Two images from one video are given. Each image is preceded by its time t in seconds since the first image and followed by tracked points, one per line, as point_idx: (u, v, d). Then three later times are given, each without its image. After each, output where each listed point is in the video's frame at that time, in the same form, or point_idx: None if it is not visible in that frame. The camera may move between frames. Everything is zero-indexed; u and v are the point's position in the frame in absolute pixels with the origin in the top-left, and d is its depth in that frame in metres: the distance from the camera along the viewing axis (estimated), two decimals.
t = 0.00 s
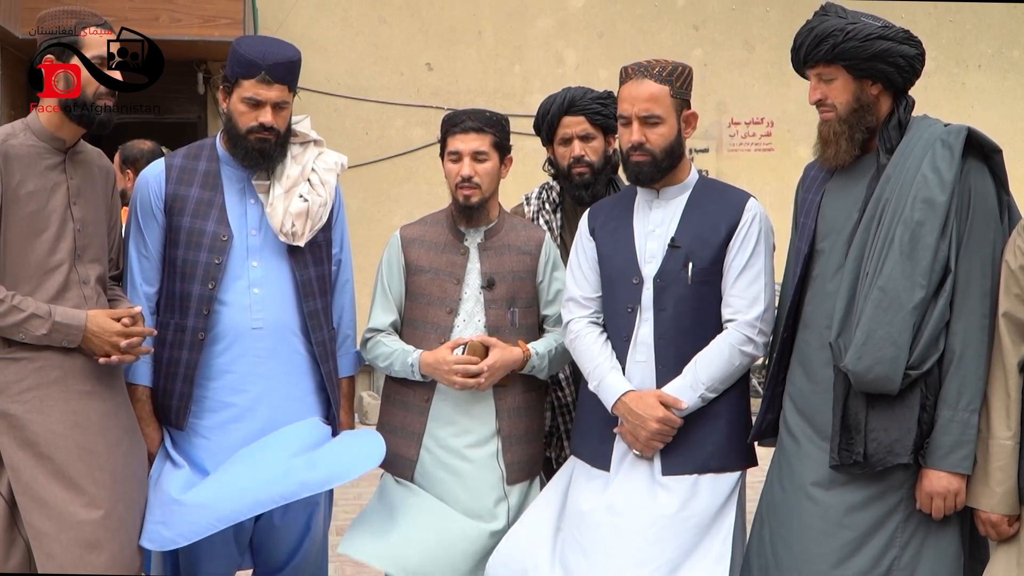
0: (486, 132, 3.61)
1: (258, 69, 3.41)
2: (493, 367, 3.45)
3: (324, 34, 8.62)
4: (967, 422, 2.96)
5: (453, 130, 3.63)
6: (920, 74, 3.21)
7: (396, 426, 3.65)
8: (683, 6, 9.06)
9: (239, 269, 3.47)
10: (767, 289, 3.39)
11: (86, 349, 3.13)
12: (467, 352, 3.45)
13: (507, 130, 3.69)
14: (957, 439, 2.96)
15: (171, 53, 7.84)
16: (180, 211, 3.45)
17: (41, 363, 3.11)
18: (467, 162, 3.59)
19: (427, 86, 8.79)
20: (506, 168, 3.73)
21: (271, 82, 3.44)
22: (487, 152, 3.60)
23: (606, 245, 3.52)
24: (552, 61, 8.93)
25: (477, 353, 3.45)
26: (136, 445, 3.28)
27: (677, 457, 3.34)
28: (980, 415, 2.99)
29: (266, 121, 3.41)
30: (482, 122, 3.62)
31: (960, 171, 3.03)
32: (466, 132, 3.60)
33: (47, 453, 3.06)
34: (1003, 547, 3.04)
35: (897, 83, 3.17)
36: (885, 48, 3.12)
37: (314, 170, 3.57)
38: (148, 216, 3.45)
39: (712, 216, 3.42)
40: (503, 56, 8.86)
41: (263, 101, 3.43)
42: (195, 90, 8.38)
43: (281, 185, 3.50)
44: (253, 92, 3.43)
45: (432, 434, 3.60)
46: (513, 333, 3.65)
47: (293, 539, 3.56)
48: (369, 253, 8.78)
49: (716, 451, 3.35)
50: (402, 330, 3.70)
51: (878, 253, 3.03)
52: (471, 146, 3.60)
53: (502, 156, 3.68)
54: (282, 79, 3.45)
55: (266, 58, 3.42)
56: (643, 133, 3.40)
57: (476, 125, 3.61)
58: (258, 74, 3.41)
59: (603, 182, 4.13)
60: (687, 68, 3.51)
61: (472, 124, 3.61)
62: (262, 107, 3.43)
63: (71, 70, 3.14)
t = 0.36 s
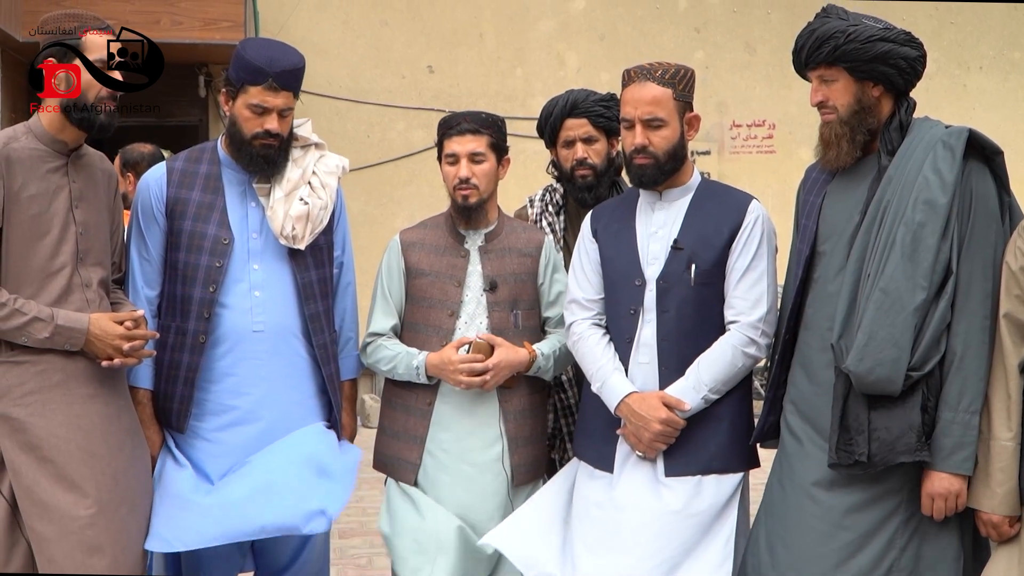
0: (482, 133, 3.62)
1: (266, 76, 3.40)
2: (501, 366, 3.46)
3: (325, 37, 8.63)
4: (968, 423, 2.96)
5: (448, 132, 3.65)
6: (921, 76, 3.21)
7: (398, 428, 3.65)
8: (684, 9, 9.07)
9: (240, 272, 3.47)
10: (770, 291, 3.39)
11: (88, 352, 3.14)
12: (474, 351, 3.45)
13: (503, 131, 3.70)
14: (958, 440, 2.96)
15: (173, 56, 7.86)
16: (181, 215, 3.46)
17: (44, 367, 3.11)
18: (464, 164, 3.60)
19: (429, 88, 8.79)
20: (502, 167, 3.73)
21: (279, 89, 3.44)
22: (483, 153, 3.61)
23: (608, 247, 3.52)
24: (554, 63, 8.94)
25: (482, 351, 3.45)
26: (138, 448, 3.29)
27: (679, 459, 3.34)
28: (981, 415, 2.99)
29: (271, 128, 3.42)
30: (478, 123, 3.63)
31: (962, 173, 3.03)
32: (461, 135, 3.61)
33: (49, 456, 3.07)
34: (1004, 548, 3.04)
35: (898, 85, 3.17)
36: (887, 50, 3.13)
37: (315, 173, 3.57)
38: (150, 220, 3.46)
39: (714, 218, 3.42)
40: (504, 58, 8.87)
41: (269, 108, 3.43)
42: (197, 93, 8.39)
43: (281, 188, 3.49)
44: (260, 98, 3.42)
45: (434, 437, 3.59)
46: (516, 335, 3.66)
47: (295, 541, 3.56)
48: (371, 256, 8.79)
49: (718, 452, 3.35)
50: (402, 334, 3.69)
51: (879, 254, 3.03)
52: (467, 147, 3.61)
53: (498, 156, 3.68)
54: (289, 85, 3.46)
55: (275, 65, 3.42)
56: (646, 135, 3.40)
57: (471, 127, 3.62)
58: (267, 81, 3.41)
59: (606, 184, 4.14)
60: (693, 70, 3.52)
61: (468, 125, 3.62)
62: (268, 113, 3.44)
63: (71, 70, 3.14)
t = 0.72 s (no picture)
0: (479, 134, 3.62)
1: (282, 87, 3.39)
2: (499, 365, 3.46)
3: (327, 38, 8.64)
4: (970, 423, 2.97)
5: (445, 134, 3.65)
6: (922, 75, 3.22)
7: (399, 429, 3.66)
8: (685, 9, 9.07)
9: (245, 274, 3.48)
10: (772, 291, 3.40)
11: (92, 354, 3.15)
12: (471, 352, 3.46)
13: (499, 132, 3.70)
14: (960, 439, 2.96)
15: (175, 58, 7.87)
16: (187, 216, 3.46)
17: (48, 368, 3.12)
18: (461, 165, 3.60)
19: (430, 89, 8.80)
20: (501, 169, 3.75)
21: (293, 100, 3.44)
22: (480, 154, 3.61)
23: (610, 247, 3.53)
24: (554, 64, 8.94)
25: (481, 351, 3.46)
26: (142, 449, 3.30)
27: (682, 458, 3.35)
28: (982, 415, 3.00)
29: (284, 137, 3.43)
30: (475, 124, 3.64)
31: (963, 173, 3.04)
32: (458, 136, 3.61)
33: (53, 457, 3.08)
34: (1006, 548, 3.04)
35: (900, 85, 3.18)
36: (889, 50, 3.13)
37: (321, 175, 3.58)
38: (154, 220, 3.46)
39: (716, 218, 3.43)
40: (506, 59, 8.88)
41: (282, 117, 3.44)
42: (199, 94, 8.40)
43: (288, 191, 3.51)
44: (273, 108, 3.43)
45: (435, 437, 3.60)
46: (516, 336, 3.66)
47: (296, 541, 3.57)
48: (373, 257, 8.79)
49: (720, 452, 3.36)
50: (403, 336, 3.71)
51: (880, 255, 3.04)
52: (464, 149, 3.61)
53: (496, 157, 3.69)
54: (303, 95, 3.46)
55: (291, 76, 3.40)
56: (649, 135, 3.41)
57: (469, 128, 3.63)
58: (282, 92, 3.40)
59: (609, 184, 4.14)
60: (695, 71, 3.53)
61: (465, 126, 3.62)
62: (281, 122, 3.44)
63: (71, 70, 3.15)
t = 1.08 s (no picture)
0: (477, 133, 3.62)
1: (293, 95, 3.36)
2: (496, 366, 3.47)
3: (327, 38, 8.65)
4: (971, 421, 2.97)
5: (443, 133, 3.64)
6: (923, 74, 3.21)
7: (399, 429, 3.66)
8: (686, 8, 9.07)
9: (252, 273, 3.48)
10: (773, 289, 3.40)
11: (94, 354, 3.16)
12: (468, 353, 3.46)
13: (498, 131, 3.70)
14: (960, 437, 2.96)
15: (176, 58, 7.87)
16: (195, 214, 3.47)
17: (50, 367, 3.12)
18: (459, 163, 3.61)
19: (431, 89, 8.81)
20: (497, 168, 3.73)
21: (304, 107, 3.41)
22: (478, 152, 3.61)
23: (611, 246, 3.53)
24: (555, 63, 8.94)
25: (478, 352, 3.47)
26: (143, 449, 3.30)
27: (684, 457, 3.35)
28: (983, 413, 3.00)
29: (292, 143, 3.42)
30: (473, 123, 3.63)
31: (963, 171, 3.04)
32: (456, 134, 3.61)
33: (54, 457, 3.08)
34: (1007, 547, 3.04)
35: (901, 83, 3.18)
36: (889, 48, 3.13)
37: (330, 176, 3.58)
38: (162, 217, 3.47)
39: (718, 217, 3.42)
40: (507, 58, 8.88)
41: (292, 124, 3.42)
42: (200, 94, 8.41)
43: (296, 192, 3.51)
44: (283, 114, 3.41)
45: (436, 437, 3.60)
46: (515, 335, 3.66)
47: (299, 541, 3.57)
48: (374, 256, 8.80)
49: (721, 451, 3.36)
50: (403, 337, 3.71)
51: (881, 252, 3.04)
52: (462, 147, 3.61)
53: (494, 156, 3.69)
54: (315, 103, 3.43)
55: (302, 84, 3.37)
56: (649, 134, 3.41)
57: (466, 127, 3.62)
58: (293, 100, 3.38)
59: (610, 182, 4.14)
60: (695, 70, 3.53)
61: (462, 125, 3.62)
62: (290, 128, 3.42)
63: (71, 70, 3.15)
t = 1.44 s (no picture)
0: (475, 131, 3.61)
1: (298, 96, 3.35)
2: (496, 364, 3.46)
3: (327, 35, 8.64)
4: (972, 418, 2.97)
5: (441, 131, 3.63)
6: (923, 70, 3.21)
7: (398, 426, 3.65)
8: (686, 4, 9.05)
9: (259, 270, 3.47)
10: (772, 286, 3.40)
11: (95, 351, 3.15)
12: (468, 352, 3.46)
13: (496, 129, 3.69)
14: (962, 435, 2.96)
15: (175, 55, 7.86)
16: (203, 210, 3.47)
17: (51, 365, 3.12)
18: (458, 163, 3.60)
19: (431, 85, 8.79)
20: (497, 164, 3.73)
21: (309, 107, 3.39)
22: (477, 152, 3.61)
23: (610, 243, 3.53)
24: (556, 60, 8.93)
25: (477, 352, 3.46)
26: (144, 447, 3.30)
27: (683, 454, 3.35)
28: (984, 410, 2.99)
29: (298, 143, 3.40)
30: (470, 122, 3.62)
31: (964, 168, 3.03)
32: (455, 133, 3.60)
33: (55, 455, 3.07)
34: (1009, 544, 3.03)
35: (901, 80, 3.17)
36: (889, 45, 3.12)
37: (339, 174, 3.54)
38: (171, 214, 3.46)
39: (717, 214, 3.42)
40: (507, 55, 8.87)
41: (298, 124, 3.40)
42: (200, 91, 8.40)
43: (304, 190, 3.48)
44: (289, 114, 3.39)
45: (435, 436, 3.60)
46: (514, 332, 3.66)
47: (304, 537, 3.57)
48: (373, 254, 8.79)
49: (721, 448, 3.36)
50: (401, 334, 3.70)
51: (882, 249, 3.03)
52: (461, 147, 3.60)
53: (491, 154, 3.68)
54: (320, 104, 3.40)
55: (308, 85, 3.35)
56: (647, 132, 3.40)
57: (464, 126, 3.61)
58: (298, 100, 3.36)
59: (609, 179, 4.14)
60: (692, 66, 3.52)
61: (460, 124, 3.60)
62: (296, 128, 3.41)
63: (71, 70, 3.14)
